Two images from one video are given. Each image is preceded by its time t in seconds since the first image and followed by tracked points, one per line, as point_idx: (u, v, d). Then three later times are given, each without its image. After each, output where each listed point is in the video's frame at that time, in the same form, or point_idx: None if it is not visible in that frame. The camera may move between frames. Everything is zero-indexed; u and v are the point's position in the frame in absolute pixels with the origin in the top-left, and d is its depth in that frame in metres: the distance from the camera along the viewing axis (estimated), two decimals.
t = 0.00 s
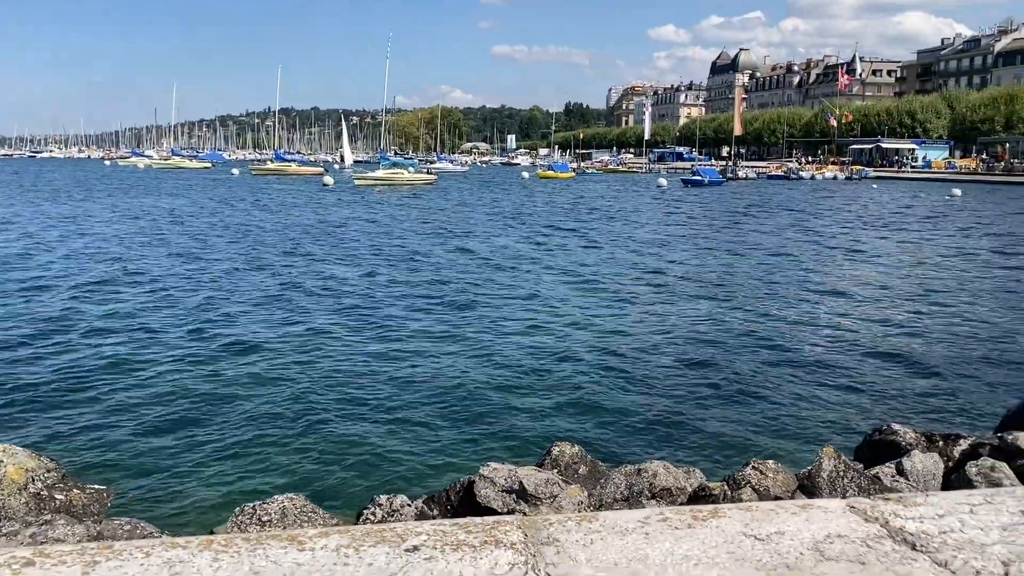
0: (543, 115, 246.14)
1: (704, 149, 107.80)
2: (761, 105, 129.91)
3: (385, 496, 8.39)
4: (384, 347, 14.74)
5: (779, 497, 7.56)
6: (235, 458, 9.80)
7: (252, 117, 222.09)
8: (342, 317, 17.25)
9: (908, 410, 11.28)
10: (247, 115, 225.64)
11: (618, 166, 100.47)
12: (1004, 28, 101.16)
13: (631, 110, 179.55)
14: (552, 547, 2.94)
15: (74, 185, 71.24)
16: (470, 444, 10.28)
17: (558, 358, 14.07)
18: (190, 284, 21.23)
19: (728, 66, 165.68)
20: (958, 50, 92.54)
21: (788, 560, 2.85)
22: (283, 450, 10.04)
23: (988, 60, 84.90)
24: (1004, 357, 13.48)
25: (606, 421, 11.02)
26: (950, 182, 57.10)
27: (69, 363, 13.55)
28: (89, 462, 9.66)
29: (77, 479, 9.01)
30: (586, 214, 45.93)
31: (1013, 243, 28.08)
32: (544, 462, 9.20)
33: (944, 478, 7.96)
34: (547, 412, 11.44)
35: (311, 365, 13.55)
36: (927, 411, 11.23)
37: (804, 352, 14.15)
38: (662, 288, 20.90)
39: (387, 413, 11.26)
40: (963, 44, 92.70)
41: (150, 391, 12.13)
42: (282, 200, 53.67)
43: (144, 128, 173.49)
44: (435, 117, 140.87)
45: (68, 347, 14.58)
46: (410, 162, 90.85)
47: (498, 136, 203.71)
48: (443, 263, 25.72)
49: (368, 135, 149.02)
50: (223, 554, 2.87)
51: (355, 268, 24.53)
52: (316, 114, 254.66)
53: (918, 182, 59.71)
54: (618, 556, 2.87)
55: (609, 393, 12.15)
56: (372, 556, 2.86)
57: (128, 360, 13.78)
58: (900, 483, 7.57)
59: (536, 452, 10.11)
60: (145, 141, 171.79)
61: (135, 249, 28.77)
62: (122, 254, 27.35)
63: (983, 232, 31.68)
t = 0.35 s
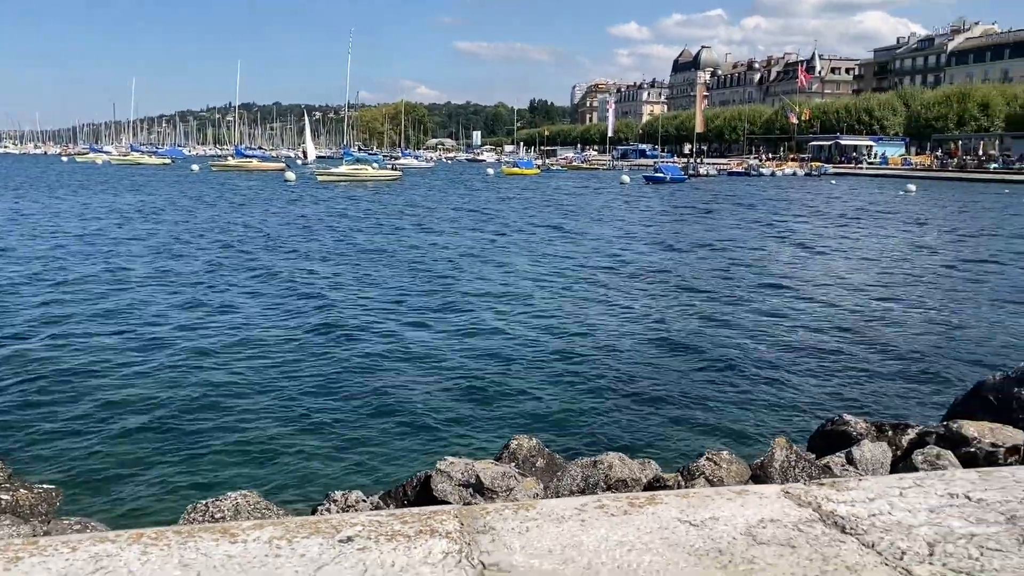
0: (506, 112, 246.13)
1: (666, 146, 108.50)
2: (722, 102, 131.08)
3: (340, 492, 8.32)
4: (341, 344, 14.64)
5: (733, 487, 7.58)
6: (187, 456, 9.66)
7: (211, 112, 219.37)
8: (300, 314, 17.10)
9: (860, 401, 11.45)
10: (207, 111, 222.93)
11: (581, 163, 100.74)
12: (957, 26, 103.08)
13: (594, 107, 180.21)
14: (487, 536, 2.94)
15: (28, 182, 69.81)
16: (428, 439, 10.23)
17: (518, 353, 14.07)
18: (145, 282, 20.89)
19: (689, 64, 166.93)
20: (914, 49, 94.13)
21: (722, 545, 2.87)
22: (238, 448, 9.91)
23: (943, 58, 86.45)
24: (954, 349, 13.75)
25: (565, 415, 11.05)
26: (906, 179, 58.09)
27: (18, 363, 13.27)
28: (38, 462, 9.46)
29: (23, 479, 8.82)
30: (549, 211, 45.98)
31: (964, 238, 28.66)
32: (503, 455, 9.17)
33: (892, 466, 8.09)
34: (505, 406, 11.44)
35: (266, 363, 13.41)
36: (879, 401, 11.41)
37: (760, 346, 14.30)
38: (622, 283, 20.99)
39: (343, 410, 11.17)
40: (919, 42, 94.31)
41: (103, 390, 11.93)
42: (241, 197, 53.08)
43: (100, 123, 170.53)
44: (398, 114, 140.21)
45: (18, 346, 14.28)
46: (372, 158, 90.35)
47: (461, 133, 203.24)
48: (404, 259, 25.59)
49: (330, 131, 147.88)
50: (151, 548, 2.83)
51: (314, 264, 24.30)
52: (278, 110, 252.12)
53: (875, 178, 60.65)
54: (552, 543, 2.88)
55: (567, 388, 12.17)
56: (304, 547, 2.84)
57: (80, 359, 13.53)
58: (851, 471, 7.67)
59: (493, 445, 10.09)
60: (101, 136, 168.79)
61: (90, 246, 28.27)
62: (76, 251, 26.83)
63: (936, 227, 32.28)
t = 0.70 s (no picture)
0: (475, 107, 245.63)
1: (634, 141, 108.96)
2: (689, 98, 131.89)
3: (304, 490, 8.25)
4: (309, 340, 14.53)
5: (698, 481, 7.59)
6: (151, 455, 9.53)
7: (175, 106, 216.62)
8: (267, 310, 16.95)
9: (825, 395, 11.55)
10: (171, 105, 220.16)
11: (549, 158, 100.82)
12: (919, 24, 104.48)
13: (562, 103, 180.43)
14: (448, 535, 2.93)
15: None
16: (396, 435, 10.18)
17: (487, 349, 14.03)
18: (109, 278, 20.59)
19: (657, 60, 167.71)
20: (877, 46, 95.31)
21: (681, 541, 2.88)
22: (203, 446, 9.79)
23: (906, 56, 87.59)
24: (917, 343, 13.92)
25: (533, 410, 11.05)
26: (869, 174, 58.74)
27: None
28: None
29: None
30: (517, 206, 45.97)
31: (927, 233, 29.04)
32: (470, 451, 9.13)
33: (855, 459, 8.18)
34: (474, 402, 11.38)
35: (231, 359, 13.27)
36: (845, 395, 11.52)
37: (729, 341, 14.36)
38: (590, 278, 21.05)
39: (310, 407, 11.09)
40: (882, 40, 95.51)
41: (63, 389, 11.74)
42: (207, 192, 52.50)
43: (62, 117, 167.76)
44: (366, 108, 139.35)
45: None
46: (339, 153, 89.70)
47: (430, 127, 202.50)
48: (372, 255, 25.45)
49: (297, 126, 146.58)
50: (105, 551, 2.78)
51: (281, 260, 24.08)
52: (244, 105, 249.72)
53: (840, 173, 61.34)
54: (513, 541, 2.88)
55: (535, 382, 12.17)
56: (262, 549, 2.80)
57: (41, 357, 13.30)
58: (813, 464, 7.72)
59: (461, 441, 10.04)
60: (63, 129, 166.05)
61: (52, 241, 27.83)
62: (37, 247, 26.37)
63: (901, 222, 32.68)
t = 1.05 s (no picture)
0: (444, 105, 245.17)
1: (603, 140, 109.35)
2: (657, 97, 132.74)
3: (272, 489, 8.15)
4: (277, 339, 14.39)
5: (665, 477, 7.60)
6: (115, 455, 9.38)
7: (140, 103, 213.77)
8: (234, 308, 16.77)
9: (792, 391, 11.64)
10: (136, 102, 217.33)
11: (519, 156, 100.83)
12: (882, 24, 105.99)
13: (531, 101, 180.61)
14: (414, 532, 2.90)
15: None
16: (364, 433, 10.11)
17: (458, 346, 14.00)
18: (72, 276, 20.26)
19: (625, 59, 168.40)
20: (842, 46, 96.51)
21: (647, 536, 2.88)
22: (169, 446, 9.65)
23: (870, 56, 88.69)
24: (883, 339, 14.11)
25: (502, 408, 11.03)
26: (835, 173, 59.37)
27: None
28: None
29: None
30: (486, 204, 45.99)
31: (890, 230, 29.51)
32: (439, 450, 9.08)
33: (820, 453, 8.26)
34: (445, 400, 11.34)
35: (197, 358, 13.10)
36: (813, 390, 11.64)
37: (697, 338, 14.43)
38: (559, 276, 21.07)
39: (277, 406, 10.99)
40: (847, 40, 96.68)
41: (25, 388, 11.52)
42: (172, 189, 51.86)
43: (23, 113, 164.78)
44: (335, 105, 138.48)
45: None
46: (307, 151, 89.00)
47: (399, 125, 201.71)
48: (341, 253, 25.29)
49: (264, 123, 145.20)
50: (63, 552, 2.72)
51: (248, 258, 23.83)
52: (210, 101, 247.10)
53: (806, 172, 62.04)
54: (479, 537, 2.86)
55: (504, 381, 12.15)
56: (225, 547, 2.76)
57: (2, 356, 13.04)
58: (780, 459, 7.77)
59: (431, 439, 10.01)
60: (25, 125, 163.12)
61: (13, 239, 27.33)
62: None
63: (865, 220, 33.18)
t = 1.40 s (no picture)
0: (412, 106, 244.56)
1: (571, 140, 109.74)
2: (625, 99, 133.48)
3: (239, 493, 8.06)
4: (243, 340, 14.24)
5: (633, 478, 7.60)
6: (77, 459, 9.20)
7: (102, 102, 210.63)
8: (199, 309, 16.58)
9: (758, 390, 11.76)
10: (99, 102, 214.37)
11: (487, 156, 100.81)
12: (846, 28, 107.53)
13: (500, 101, 180.88)
14: (380, 538, 2.87)
15: None
16: (332, 435, 10.03)
17: (428, 347, 13.94)
18: (33, 278, 19.90)
19: (593, 61, 169.29)
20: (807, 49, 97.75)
21: (615, 538, 2.88)
22: (133, 449, 9.50)
23: (834, 59, 89.88)
24: (848, 338, 14.29)
25: (471, 409, 11.00)
26: (800, 174, 60.07)
27: None
28: None
29: None
30: (454, 205, 46.04)
31: (854, 231, 29.96)
32: (407, 452, 9.02)
33: (786, 453, 8.32)
34: (415, 401, 11.28)
35: (161, 361, 12.93)
36: (780, 390, 11.74)
37: (665, 338, 14.51)
38: (528, 277, 21.11)
39: (245, 408, 10.86)
40: (811, 44, 97.92)
41: None
42: (136, 190, 51.21)
43: None
44: (302, 105, 137.53)
45: None
46: (274, 151, 88.31)
47: (366, 125, 200.90)
48: (308, 253, 25.11)
49: (230, 122, 143.81)
50: (17, 563, 2.66)
51: (214, 258, 23.61)
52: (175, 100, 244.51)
53: (772, 173, 62.76)
54: (446, 542, 2.83)
55: (472, 381, 12.12)
56: (187, 556, 2.71)
57: None
58: (747, 459, 7.82)
59: (401, 440, 9.94)
60: None
61: None
62: None
63: (830, 220, 33.65)
